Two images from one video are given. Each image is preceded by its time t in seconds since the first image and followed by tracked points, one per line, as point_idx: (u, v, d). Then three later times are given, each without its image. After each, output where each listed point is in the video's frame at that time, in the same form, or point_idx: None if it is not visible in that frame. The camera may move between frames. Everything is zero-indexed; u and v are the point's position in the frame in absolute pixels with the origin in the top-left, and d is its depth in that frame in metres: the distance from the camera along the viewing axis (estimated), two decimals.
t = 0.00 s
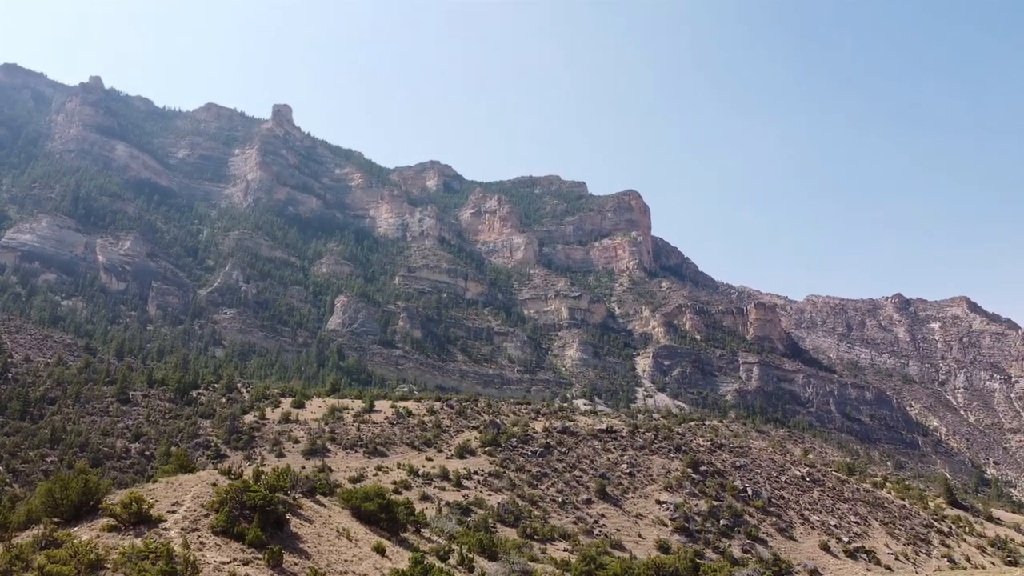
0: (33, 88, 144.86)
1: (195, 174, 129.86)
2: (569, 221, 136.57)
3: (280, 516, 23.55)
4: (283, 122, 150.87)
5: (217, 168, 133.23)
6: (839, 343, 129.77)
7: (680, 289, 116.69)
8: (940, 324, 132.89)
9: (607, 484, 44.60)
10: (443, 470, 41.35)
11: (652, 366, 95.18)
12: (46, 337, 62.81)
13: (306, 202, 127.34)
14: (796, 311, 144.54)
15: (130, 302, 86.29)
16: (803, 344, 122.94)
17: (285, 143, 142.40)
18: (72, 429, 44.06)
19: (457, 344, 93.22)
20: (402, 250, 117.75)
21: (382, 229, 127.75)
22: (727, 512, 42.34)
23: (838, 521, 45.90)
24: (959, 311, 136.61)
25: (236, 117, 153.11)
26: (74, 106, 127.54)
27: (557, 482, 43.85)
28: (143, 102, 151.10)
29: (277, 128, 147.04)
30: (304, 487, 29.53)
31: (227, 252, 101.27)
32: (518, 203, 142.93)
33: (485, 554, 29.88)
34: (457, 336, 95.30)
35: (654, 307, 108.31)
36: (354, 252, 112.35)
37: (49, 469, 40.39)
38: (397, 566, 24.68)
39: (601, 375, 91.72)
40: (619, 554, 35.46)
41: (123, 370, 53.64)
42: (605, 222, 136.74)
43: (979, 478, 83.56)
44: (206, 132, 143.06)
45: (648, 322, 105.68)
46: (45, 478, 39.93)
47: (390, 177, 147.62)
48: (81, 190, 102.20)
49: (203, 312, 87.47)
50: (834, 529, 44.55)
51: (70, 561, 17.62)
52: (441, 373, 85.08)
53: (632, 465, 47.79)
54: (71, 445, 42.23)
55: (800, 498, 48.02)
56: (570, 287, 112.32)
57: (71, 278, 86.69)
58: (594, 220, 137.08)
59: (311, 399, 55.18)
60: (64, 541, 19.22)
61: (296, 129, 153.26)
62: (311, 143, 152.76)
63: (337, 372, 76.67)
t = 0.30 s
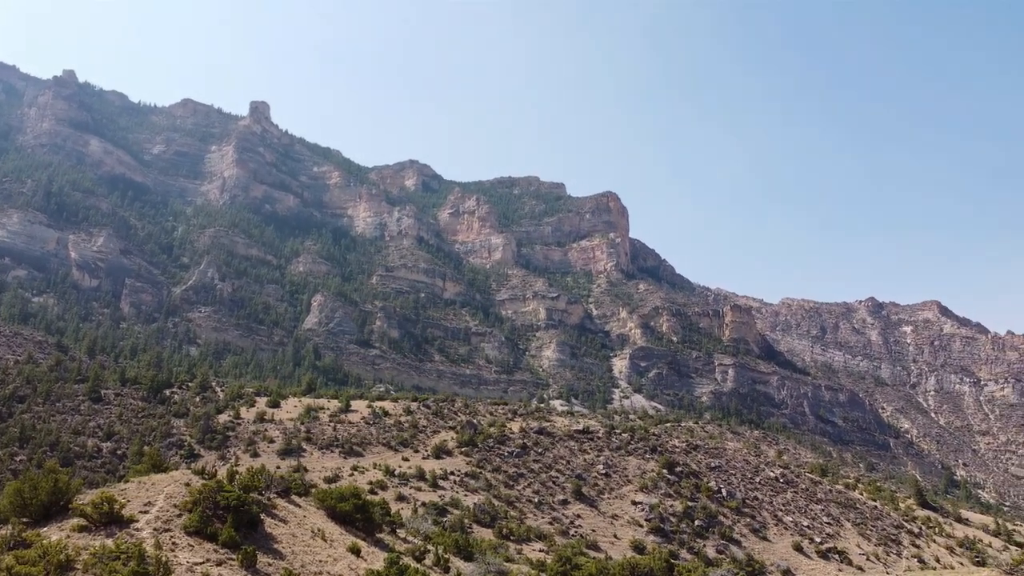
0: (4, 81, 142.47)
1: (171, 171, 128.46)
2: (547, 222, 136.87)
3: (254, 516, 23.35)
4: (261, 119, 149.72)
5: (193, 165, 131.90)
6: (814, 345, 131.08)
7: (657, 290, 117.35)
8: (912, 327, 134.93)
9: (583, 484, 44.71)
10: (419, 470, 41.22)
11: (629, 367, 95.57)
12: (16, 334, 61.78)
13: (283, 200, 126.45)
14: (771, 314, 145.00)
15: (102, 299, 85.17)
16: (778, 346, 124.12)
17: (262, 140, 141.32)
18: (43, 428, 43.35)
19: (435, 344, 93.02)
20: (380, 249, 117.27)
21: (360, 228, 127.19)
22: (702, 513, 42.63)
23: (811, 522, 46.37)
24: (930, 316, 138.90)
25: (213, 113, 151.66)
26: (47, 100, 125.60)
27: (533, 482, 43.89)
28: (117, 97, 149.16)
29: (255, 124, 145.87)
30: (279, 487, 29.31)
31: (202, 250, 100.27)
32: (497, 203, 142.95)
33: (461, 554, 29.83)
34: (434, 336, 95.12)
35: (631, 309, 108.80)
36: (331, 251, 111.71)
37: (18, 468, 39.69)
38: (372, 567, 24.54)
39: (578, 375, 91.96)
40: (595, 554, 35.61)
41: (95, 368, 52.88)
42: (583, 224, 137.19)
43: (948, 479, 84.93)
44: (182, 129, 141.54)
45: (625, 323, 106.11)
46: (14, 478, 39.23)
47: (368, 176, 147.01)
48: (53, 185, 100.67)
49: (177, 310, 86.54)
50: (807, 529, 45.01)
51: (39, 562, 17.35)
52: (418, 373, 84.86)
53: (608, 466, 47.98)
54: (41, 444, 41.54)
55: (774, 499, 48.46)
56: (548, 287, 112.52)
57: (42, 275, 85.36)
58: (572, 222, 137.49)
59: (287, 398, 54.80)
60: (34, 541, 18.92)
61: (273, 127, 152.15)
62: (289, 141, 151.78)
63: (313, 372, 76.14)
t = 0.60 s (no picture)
0: None
1: (149, 168, 127.13)
2: (529, 223, 137.03)
3: (232, 516, 23.16)
4: (241, 116, 148.55)
5: (172, 162, 130.64)
6: (792, 346, 132.09)
7: (637, 292, 117.82)
8: (889, 330, 136.43)
9: (563, 485, 44.77)
10: (399, 471, 41.09)
11: (609, 368, 95.81)
12: None
13: (263, 198, 125.55)
14: (750, 315, 145.48)
15: (78, 297, 84.10)
16: (757, 348, 125.00)
17: (243, 137, 140.25)
18: (17, 426, 42.72)
19: (415, 344, 92.78)
20: (361, 249, 116.75)
21: (341, 227, 126.58)
22: (680, 513, 42.83)
23: (788, 522, 46.74)
24: (907, 319, 140.57)
25: (193, 110, 150.33)
26: (24, 94, 123.89)
27: (513, 483, 43.88)
28: (95, 92, 147.38)
29: (235, 121, 144.72)
30: (257, 487, 29.07)
31: (181, 248, 99.33)
32: (479, 204, 142.81)
33: (440, 555, 29.75)
34: (415, 336, 94.88)
35: (612, 310, 109.13)
36: (312, 250, 111.07)
37: None
38: (351, 567, 24.41)
39: (559, 376, 92.09)
40: (574, 555, 35.69)
41: (71, 366, 52.20)
42: (565, 225, 137.47)
43: (923, 480, 85.98)
44: (161, 125, 140.15)
45: (606, 324, 106.40)
46: None
47: (350, 174, 146.37)
48: (29, 181, 99.27)
49: (155, 308, 85.64)
50: (784, 530, 45.35)
51: (12, 562, 17.10)
52: (399, 373, 84.60)
53: (588, 466, 48.09)
54: (14, 443, 40.94)
55: (752, 499, 48.78)
56: (529, 288, 112.60)
57: (17, 271, 84.12)
58: (553, 223, 137.73)
59: (266, 398, 54.41)
60: (7, 542, 18.66)
61: (254, 124, 151.04)
62: (270, 138, 150.80)
63: (292, 371, 75.64)
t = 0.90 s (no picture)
0: None
1: (130, 164, 125.86)
2: (513, 224, 137.13)
3: (211, 517, 22.99)
4: (224, 113, 147.55)
5: (153, 158, 129.44)
6: (773, 348, 132.94)
7: (620, 293, 118.24)
8: (868, 332, 137.73)
9: (544, 485, 44.84)
10: (381, 471, 40.93)
11: (591, 369, 96.00)
12: None
13: (245, 195, 124.72)
14: (731, 317, 146.12)
15: (56, 294, 83.09)
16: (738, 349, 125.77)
17: (225, 135, 139.27)
18: None
19: (398, 344, 92.54)
20: (343, 248, 116.28)
21: (324, 225, 125.98)
22: (661, 514, 43.02)
23: (768, 523, 47.08)
24: (885, 321, 142.05)
25: (175, 107, 149.08)
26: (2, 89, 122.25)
27: (494, 483, 43.88)
28: (75, 87, 145.73)
29: (217, 118, 143.65)
30: (237, 487, 28.86)
31: (161, 245, 98.44)
32: (462, 203, 142.68)
33: (421, 555, 29.67)
34: (398, 336, 94.62)
35: (595, 311, 109.38)
36: (294, 249, 110.47)
37: None
38: (331, 568, 24.31)
39: (541, 376, 92.20)
40: (555, 555, 35.78)
41: (48, 364, 51.55)
42: (549, 225, 137.69)
43: (900, 481, 86.93)
44: (142, 121, 138.82)
45: (589, 324, 106.64)
46: None
47: (333, 173, 145.74)
48: (7, 176, 97.95)
49: (135, 306, 84.79)
50: (764, 530, 45.66)
51: None
52: (381, 373, 84.39)
53: (569, 467, 48.19)
54: None
55: (732, 500, 49.09)
56: (512, 288, 112.66)
57: None
58: (537, 223, 137.93)
59: (246, 397, 54.04)
60: None
61: (236, 121, 150.05)
62: (253, 136, 149.87)
63: (273, 371, 75.18)
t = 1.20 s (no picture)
0: None
1: (110, 161, 124.58)
2: (497, 224, 137.15)
3: (190, 516, 22.80)
4: (206, 110, 146.42)
5: (134, 155, 128.22)
6: (755, 349, 133.80)
7: (603, 294, 118.61)
8: (848, 335, 139.02)
9: (526, 486, 44.87)
10: (362, 471, 40.78)
11: (574, 369, 96.15)
12: None
13: (227, 193, 123.83)
14: (713, 318, 146.78)
15: (34, 291, 82.03)
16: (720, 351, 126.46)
17: (207, 132, 138.24)
18: None
19: (380, 344, 92.25)
20: (326, 247, 115.73)
21: (307, 224, 125.34)
22: (642, 514, 43.17)
23: (748, 523, 47.37)
24: (865, 324, 143.47)
25: (157, 104, 147.83)
26: None
27: (476, 483, 43.86)
28: (54, 82, 144.06)
29: (200, 115, 142.55)
30: (217, 487, 28.65)
31: (141, 243, 97.51)
32: (446, 203, 142.49)
33: (402, 556, 29.58)
34: (381, 336, 94.33)
35: (577, 311, 109.56)
36: (276, 247, 109.81)
37: None
38: (312, 568, 24.17)
39: (524, 377, 92.26)
40: (536, 556, 35.81)
41: (25, 362, 50.87)
42: (532, 226, 137.87)
43: (879, 483, 87.78)
44: (123, 117, 137.46)
45: (572, 325, 106.84)
46: None
47: (316, 171, 145.06)
48: None
49: (114, 304, 83.91)
50: (744, 531, 45.93)
51: None
52: (364, 373, 84.12)
53: (551, 467, 48.25)
54: None
55: (712, 501, 49.34)
56: (495, 289, 112.66)
57: None
58: (521, 224, 138.05)
59: (227, 396, 53.64)
60: None
61: (219, 118, 148.95)
62: (235, 133, 148.84)
63: (254, 370, 74.68)
